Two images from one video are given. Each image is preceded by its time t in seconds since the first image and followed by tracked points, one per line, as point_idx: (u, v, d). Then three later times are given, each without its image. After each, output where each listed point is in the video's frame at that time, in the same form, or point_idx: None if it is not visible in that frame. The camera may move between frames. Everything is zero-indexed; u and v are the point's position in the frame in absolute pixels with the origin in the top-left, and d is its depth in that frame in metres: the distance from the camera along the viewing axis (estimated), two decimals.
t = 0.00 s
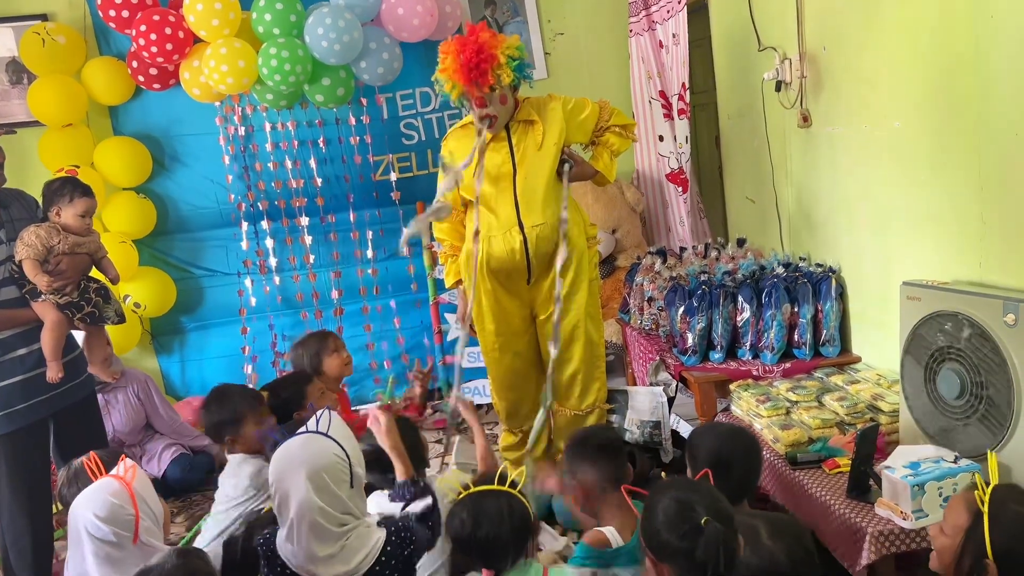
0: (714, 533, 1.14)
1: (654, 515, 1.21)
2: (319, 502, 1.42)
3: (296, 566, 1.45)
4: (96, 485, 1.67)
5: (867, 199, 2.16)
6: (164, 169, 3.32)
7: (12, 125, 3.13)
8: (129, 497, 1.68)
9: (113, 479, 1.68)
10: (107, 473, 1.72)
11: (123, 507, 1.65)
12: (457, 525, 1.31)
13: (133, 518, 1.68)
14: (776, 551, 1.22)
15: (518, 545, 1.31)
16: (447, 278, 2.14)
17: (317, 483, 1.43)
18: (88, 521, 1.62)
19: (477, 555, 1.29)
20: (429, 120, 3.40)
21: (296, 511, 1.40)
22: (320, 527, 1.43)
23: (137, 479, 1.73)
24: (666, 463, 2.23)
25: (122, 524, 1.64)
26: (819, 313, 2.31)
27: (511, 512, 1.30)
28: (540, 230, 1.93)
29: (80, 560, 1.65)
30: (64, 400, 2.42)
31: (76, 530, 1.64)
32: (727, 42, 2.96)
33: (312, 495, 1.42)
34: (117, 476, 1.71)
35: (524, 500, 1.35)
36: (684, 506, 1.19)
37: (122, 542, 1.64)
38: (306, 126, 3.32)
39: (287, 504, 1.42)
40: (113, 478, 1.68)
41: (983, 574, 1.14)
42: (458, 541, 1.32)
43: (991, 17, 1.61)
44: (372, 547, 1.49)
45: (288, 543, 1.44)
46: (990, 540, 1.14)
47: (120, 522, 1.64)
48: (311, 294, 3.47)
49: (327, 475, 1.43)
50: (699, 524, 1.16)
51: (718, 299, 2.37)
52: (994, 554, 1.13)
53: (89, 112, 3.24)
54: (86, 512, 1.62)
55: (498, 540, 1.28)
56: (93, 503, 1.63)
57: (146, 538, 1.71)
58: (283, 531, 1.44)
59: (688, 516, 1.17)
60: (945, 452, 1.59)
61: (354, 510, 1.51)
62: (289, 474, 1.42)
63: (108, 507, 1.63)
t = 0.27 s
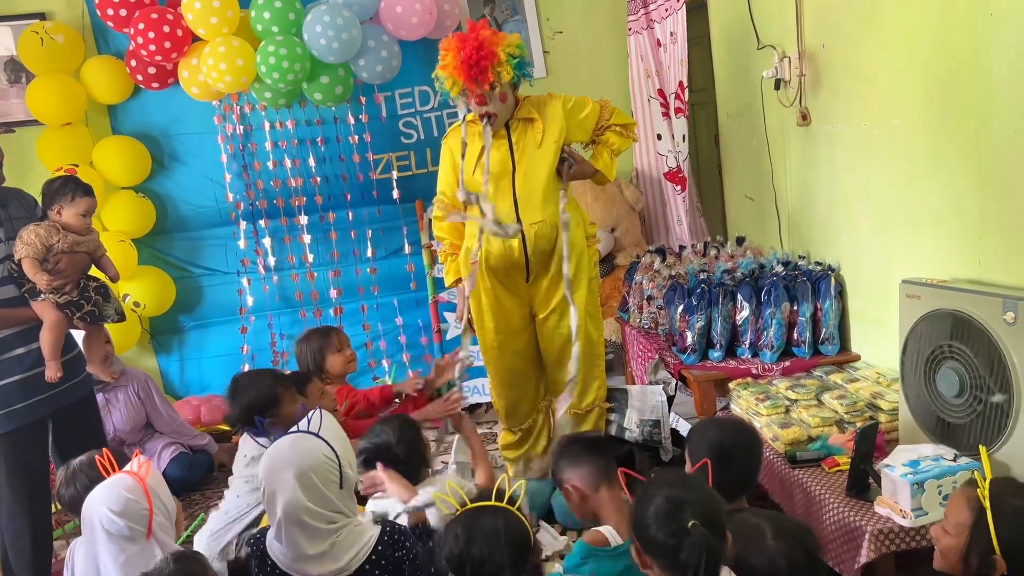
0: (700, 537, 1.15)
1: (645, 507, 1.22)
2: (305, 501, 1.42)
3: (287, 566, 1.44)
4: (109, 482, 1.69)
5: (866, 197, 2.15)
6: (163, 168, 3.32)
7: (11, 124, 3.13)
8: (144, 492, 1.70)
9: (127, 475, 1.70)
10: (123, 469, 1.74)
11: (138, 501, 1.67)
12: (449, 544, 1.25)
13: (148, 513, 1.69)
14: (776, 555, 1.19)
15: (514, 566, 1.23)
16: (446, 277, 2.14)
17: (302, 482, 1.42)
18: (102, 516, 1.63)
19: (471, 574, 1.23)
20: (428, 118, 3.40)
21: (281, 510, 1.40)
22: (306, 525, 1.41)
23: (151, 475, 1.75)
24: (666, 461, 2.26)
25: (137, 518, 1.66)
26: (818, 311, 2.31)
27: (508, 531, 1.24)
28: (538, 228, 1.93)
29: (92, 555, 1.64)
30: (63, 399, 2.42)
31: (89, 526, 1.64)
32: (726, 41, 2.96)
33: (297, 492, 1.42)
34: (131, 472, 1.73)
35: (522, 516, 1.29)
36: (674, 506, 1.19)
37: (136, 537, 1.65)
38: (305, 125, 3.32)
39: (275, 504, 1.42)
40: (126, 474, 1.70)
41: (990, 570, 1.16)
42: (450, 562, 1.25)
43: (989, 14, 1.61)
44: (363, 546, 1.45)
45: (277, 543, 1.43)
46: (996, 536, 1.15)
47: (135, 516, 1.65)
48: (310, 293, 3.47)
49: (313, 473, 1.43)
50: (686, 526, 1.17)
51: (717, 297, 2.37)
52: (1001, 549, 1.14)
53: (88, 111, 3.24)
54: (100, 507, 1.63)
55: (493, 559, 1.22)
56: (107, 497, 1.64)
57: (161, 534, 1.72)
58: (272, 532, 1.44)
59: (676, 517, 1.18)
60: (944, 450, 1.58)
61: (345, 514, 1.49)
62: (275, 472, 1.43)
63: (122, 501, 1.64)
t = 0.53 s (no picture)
0: (694, 518, 1.18)
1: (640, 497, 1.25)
2: (302, 501, 1.36)
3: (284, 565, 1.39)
4: (115, 480, 1.69)
5: (865, 196, 2.15)
6: (161, 167, 3.31)
7: (9, 123, 3.13)
8: (149, 493, 1.70)
9: (134, 475, 1.70)
10: (129, 469, 1.74)
11: (143, 503, 1.67)
12: (452, 548, 1.25)
13: (152, 515, 1.69)
14: (785, 557, 1.17)
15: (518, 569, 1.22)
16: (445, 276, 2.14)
17: (298, 483, 1.36)
18: (107, 515, 1.62)
19: None
20: (427, 118, 3.39)
21: (278, 512, 1.34)
22: (304, 525, 1.36)
23: (157, 477, 1.76)
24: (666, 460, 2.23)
25: (141, 520, 1.66)
26: (817, 310, 2.31)
27: (512, 536, 1.23)
28: (537, 227, 1.93)
29: (93, 554, 1.64)
30: (62, 399, 2.42)
31: (91, 525, 1.63)
32: (724, 40, 2.96)
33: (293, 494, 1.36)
34: (138, 472, 1.74)
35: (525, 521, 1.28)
36: (666, 493, 1.22)
37: (139, 539, 1.65)
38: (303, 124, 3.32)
39: (271, 505, 1.36)
40: (133, 474, 1.71)
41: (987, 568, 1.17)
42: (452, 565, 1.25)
43: (988, 13, 1.61)
44: (363, 540, 1.42)
45: (274, 542, 1.38)
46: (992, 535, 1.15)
47: (139, 518, 1.65)
48: (309, 292, 3.46)
49: (309, 474, 1.37)
50: (679, 509, 1.20)
51: (716, 296, 2.37)
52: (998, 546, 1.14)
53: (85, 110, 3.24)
54: (105, 506, 1.62)
55: (495, 564, 1.21)
56: (113, 497, 1.64)
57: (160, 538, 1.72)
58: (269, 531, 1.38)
59: (670, 502, 1.21)
60: (942, 449, 1.58)
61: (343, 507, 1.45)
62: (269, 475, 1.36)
63: (128, 501, 1.64)
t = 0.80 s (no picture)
0: (711, 516, 1.17)
1: (654, 495, 1.23)
2: (308, 489, 1.34)
3: (288, 549, 1.37)
4: (111, 481, 1.69)
5: (863, 194, 2.15)
6: (159, 167, 3.31)
7: (7, 123, 3.12)
8: (145, 495, 1.71)
9: (130, 476, 1.71)
10: (127, 470, 1.76)
11: (138, 503, 1.67)
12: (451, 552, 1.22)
13: (147, 517, 1.70)
14: (799, 563, 1.18)
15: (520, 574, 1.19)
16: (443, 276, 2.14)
17: (307, 471, 1.34)
18: (101, 515, 1.62)
19: None
20: (425, 117, 3.39)
21: (283, 499, 1.32)
22: (311, 511, 1.34)
23: (154, 479, 1.77)
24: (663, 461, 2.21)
25: (135, 522, 1.66)
26: (815, 309, 2.31)
27: (513, 542, 1.21)
28: (534, 227, 1.93)
29: (86, 554, 1.63)
30: (62, 399, 2.41)
31: (86, 525, 1.63)
32: (722, 40, 2.96)
33: (303, 481, 1.34)
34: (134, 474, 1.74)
35: (526, 524, 1.26)
36: (680, 490, 1.20)
37: (132, 540, 1.65)
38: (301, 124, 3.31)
39: (275, 490, 1.34)
40: (129, 475, 1.71)
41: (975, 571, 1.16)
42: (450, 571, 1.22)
43: (987, 12, 1.61)
44: (366, 522, 1.41)
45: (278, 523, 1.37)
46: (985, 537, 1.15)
47: (133, 519, 1.65)
48: (307, 292, 3.46)
49: (317, 463, 1.35)
50: (695, 507, 1.18)
51: (715, 296, 2.37)
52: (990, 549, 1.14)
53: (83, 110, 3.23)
54: (100, 506, 1.62)
55: (496, 571, 1.19)
56: (108, 497, 1.64)
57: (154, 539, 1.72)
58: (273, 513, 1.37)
59: (685, 500, 1.19)
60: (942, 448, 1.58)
61: (349, 487, 1.44)
62: (279, 462, 1.35)
63: (122, 501, 1.64)
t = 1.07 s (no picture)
0: (711, 512, 1.16)
1: (655, 492, 1.23)
2: (340, 454, 1.33)
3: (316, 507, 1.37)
4: (102, 481, 1.68)
5: (861, 194, 2.15)
6: (157, 167, 3.30)
7: (5, 123, 3.12)
8: (136, 494, 1.69)
9: (121, 475, 1.70)
10: (119, 469, 1.74)
11: (130, 503, 1.66)
12: (451, 553, 1.22)
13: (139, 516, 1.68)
14: (801, 558, 1.18)
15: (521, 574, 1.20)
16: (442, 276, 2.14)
17: (340, 437, 1.33)
18: (93, 515, 1.61)
19: None
20: (423, 117, 3.39)
21: (316, 463, 1.32)
22: (342, 473, 1.34)
23: (145, 477, 1.75)
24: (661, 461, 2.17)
25: (127, 521, 1.65)
26: (814, 309, 2.31)
27: (513, 543, 1.20)
28: (532, 228, 1.93)
29: (80, 554, 1.64)
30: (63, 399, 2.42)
31: (79, 525, 1.63)
32: (720, 40, 2.96)
33: (336, 446, 1.33)
34: (126, 473, 1.73)
35: (527, 526, 1.25)
36: (682, 486, 1.21)
37: (125, 540, 1.64)
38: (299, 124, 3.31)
39: (305, 449, 1.33)
40: (120, 474, 1.70)
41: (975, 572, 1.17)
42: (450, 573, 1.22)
43: (985, 11, 1.61)
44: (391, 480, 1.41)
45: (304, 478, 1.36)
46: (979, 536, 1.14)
47: (126, 519, 1.65)
48: (305, 292, 3.46)
49: (350, 429, 1.35)
50: (696, 503, 1.19)
51: (713, 296, 2.37)
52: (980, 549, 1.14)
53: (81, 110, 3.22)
54: (91, 506, 1.62)
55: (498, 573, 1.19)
56: (100, 497, 1.63)
57: (149, 538, 1.71)
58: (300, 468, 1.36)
59: (686, 496, 1.20)
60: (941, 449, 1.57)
61: (376, 443, 1.43)
62: (313, 427, 1.34)
63: (114, 501, 1.63)
